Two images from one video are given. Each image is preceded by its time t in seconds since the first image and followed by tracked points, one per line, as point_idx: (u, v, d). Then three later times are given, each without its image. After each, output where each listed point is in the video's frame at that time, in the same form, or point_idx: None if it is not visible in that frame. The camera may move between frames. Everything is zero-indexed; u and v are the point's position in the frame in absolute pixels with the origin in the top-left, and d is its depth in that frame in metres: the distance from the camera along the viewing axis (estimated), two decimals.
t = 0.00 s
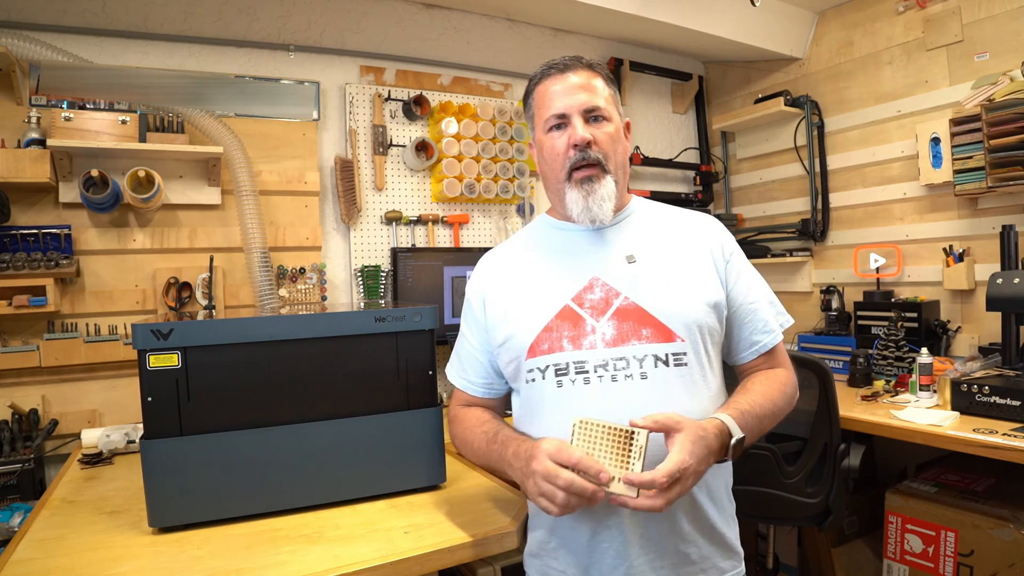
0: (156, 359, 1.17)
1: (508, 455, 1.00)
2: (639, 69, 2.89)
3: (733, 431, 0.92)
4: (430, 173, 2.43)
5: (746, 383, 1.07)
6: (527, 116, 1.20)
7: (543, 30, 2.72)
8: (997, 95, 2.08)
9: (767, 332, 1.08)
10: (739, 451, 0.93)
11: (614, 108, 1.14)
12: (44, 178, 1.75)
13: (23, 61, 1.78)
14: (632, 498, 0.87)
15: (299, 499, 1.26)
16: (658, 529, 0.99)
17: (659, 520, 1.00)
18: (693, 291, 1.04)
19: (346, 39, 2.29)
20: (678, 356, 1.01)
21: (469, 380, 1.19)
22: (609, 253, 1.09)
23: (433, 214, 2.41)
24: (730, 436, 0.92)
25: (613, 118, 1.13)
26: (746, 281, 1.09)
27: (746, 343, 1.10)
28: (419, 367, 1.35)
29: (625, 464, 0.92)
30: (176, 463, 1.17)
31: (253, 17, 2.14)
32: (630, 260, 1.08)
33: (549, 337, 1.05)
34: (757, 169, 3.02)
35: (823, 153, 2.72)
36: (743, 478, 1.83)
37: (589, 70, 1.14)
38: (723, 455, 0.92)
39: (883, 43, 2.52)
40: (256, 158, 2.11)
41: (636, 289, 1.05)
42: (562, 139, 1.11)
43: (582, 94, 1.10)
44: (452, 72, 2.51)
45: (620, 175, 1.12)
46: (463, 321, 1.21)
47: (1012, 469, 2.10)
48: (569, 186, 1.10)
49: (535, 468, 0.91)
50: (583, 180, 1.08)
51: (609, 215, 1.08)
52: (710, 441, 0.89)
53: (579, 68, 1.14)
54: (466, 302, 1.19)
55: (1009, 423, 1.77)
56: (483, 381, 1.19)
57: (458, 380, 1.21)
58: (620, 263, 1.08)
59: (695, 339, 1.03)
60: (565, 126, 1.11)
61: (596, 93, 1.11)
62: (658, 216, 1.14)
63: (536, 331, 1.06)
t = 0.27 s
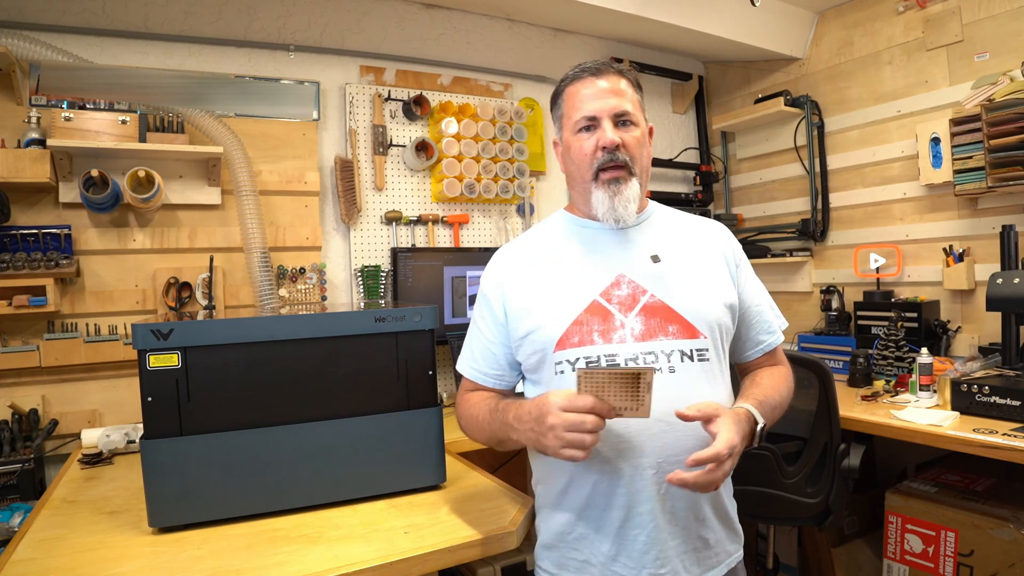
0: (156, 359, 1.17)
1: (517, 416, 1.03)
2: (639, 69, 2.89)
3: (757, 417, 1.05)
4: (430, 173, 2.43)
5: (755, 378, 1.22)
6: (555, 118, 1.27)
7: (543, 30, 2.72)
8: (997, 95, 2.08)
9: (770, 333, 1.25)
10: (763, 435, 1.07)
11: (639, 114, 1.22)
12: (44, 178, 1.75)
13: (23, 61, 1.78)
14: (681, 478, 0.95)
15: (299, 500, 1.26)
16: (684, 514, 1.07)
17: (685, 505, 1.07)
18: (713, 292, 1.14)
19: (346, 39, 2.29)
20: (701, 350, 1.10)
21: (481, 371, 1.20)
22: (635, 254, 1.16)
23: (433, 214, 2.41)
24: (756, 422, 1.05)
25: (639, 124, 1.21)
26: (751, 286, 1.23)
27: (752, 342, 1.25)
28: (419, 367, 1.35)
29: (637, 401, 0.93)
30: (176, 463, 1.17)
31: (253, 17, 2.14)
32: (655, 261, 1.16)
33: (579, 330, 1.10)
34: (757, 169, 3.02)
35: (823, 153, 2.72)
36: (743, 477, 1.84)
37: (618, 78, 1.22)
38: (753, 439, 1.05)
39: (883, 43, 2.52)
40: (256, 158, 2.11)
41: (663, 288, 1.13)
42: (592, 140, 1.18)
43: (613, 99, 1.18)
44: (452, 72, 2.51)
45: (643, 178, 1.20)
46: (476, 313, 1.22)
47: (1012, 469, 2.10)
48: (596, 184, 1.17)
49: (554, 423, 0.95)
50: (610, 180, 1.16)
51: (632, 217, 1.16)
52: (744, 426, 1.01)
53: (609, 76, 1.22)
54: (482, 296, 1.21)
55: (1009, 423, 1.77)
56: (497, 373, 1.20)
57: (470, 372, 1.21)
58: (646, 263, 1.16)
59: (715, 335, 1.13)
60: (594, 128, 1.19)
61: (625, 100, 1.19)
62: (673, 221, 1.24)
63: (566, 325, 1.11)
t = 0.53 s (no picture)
0: (156, 359, 1.17)
1: (553, 432, 1.09)
2: (639, 69, 2.89)
3: (753, 415, 1.10)
4: (430, 173, 2.43)
5: (754, 375, 1.25)
6: (569, 120, 1.30)
7: (543, 30, 2.73)
8: (997, 95, 2.08)
9: (773, 332, 1.26)
10: (757, 432, 1.12)
11: (651, 117, 1.24)
12: (44, 179, 1.75)
13: (23, 61, 1.78)
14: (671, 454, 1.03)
15: (299, 500, 1.26)
16: (686, 506, 1.13)
17: (687, 497, 1.13)
18: (720, 294, 1.17)
19: (346, 39, 2.29)
20: (707, 353, 1.14)
21: (499, 366, 1.24)
22: (645, 257, 1.20)
23: (433, 214, 2.41)
24: (752, 419, 1.10)
25: (650, 127, 1.23)
26: (757, 287, 1.25)
27: (755, 341, 1.27)
28: (419, 366, 1.35)
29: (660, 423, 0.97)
30: (176, 463, 1.17)
31: (253, 17, 2.14)
32: (665, 264, 1.19)
33: (592, 331, 1.13)
34: (757, 168, 3.02)
35: (823, 153, 2.72)
36: (743, 478, 1.84)
37: (631, 82, 1.24)
38: (750, 435, 1.10)
39: (883, 43, 2.52)
40: (256, 158, 2.11)
41: (671, 291, 1.16)
42: (604, 142, 1.21)
43: (626, 102, 1.20)
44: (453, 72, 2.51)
45: (653, 179, 1.22)
46: (494, 310, 1.26)
47: (1012, 469, 2.10)
48: (607, 184, 1.20)
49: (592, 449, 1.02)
50: (620, 180, 1.18)
51: (642, 215, 1.19)
52: (740, 422, 1.07)
53: (622, 80, 1.24)
54: (499, 292, 1.24)
55: (1008, 423, 1.77)
56: (513, 368, 1.24)
57: (488, 367, 1.26)
58: (655, 266, 1.19)
59: (720, 337, 1.17)
60: (607, 132, 1.21)
61: (637, 103, 1.21)
62: (682, 223, 1.26)
63: (579, 325, 1.14)
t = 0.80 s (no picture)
0: (156, 359, 1.17)
1: (559, 433, 1.11)
2: (639, 69, 2.89)
3: (746, 413, 1.11)
4: (430, 173, 2.43)
5: (752, 375, 1.26)
6: (579, 125, 1.31)
7: (543, 30, 2.73)
8: (997, 95, 2.08)
9: (772, 334, 1.26)
10: (751, 430, 1.12)
11: (659, 123, 1.25)
12: (44, 179, 1.75)
13: (23, 61, 1.78)
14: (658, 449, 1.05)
15: (299, 500, 1.26)
16: (680, 497, 1.15)
17: (680, 490, 1.15)
18: (720, 297, 1.18)
19: (346, 39, 2.29)
20: (704, 354, 1.15)
21: (505, 358, 1.27)
22: (647, 258, 1.21)
23: (433, 214, 2.41)
24: (744, 417, 1.11)
25: (658, 132, 1.24)
26: (758, 289, 1.26)
27: (753, 342, 1.27)
28: (419, 366, 1.36)
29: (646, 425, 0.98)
30: (176, 463, 1.17)
31: (253, 17, 2.14)
32: (666, 267, 1.20)
33: (593, 330, 1.16)
34: (757, 168, 3.02)
35: (823, 153, 2.72)
36: (742, 477, 1.86)
37: (639, 89, 1.25)
38: (741, 433, 1.11)
39: (883, 43, 2.52)
40: (256, 158, 2.11)
41: (672, 293, 1.17)
42: (611, 146, 1.21)
43: (633, 109, 1.22)
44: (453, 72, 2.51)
45: (660, 182, 1.23)
46: (502, 307, 1.29)
47: (1012, 469, 2.10)
48: (614, 186, 1.20)
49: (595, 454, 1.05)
50: (627, 181, 1.19)
51: (649, 215, 1.19)
52: (732, 419, 1.08)
53: (630, 87, 1.25)
54: (508, 289, 1.27)
55: (1008, 423, 1.77)
56: (520, 361, 1.27)
57: (495, 359, 1.29)
58: (657, 268, 1.20)
59: (718, 339, 1.18)
60: (614, 136, 1.22)
61: (644, 110, 1.22)
62: (686, 225, 1.27)
63: (582, 324, 1.17)
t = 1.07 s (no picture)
0: (156, 359, 1.17)
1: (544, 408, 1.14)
2: (639, 69, 2.89)
3: (744, 407, 1.11)
4: (430, 172, 2.43)
5: (749, 373, 1.26)
6: (587, 128, 1.32)
7: (543, 30, 2.73)
8: (997, 95, 2.08)
9: (769, 334, 1.27)
10: (748, 424, 1.12)
11: (664, 128, 1.26)
12: (44, 178, 1.75)
13: (23, 61, 1.79)
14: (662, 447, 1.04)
15: (299, 499, 1.26)
16: (676, 488, 1.15)
17: (677, 480, 1.15)
18: (719, 294, 1.19)
19: (346, 39, 2.29)
20: (703, 349, 1.15)
21: (510, 350, 1.29)
22: (648, 254, 1.22)
23: (433, 214, 2.41)
24: (742, 411, 1.11)
25: (663, 137, 1.25)
26: (757, 290, 1.26)
27: (750, 342, 1.27)
28: (419, 366, 1.36)
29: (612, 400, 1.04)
30: (176, 462, 1.17)
31: (253, 18, 2.14)
32: (668, 264, 1.20)
33: (596, 322, 1.17)
34: (757, 169, 3.02)
35: (823, 153, 2.72)
36: (742, 477, 1.86)
37: (646, 94, 1.26)
38: (739, 427, 1.11)
39: (883, 43, 2.52)
40: (256, 158, 2.11)
41: (673, 289, 1.18)
42: (617, 150, 1.23)
43: (639, 114, 1.23)
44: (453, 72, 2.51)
45: (665, 186, 1.24)
46: (509, 300, 1.30)
47: (1012, 469, 2.10)
48: (617, 189, 1.22)
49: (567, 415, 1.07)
50: (631, 185, 1.20)
51: (650, 219, 1.21)
52: (729, 412, 1.08)
53: (636, 92, 1.26)
54: (514, 285, 1.29)
55: (1008, 423, 1.77)
56: (524, 353, 1.29)
57: (500, 352, 1.30)
58: (658, 265, 1.20)
59: (716, 335, 1.18)
60: (620, 140, 1.23)
61: (650, 114, 1.23)
62: (688, 225, 1.28)
63: (584, 317, 1.18)
